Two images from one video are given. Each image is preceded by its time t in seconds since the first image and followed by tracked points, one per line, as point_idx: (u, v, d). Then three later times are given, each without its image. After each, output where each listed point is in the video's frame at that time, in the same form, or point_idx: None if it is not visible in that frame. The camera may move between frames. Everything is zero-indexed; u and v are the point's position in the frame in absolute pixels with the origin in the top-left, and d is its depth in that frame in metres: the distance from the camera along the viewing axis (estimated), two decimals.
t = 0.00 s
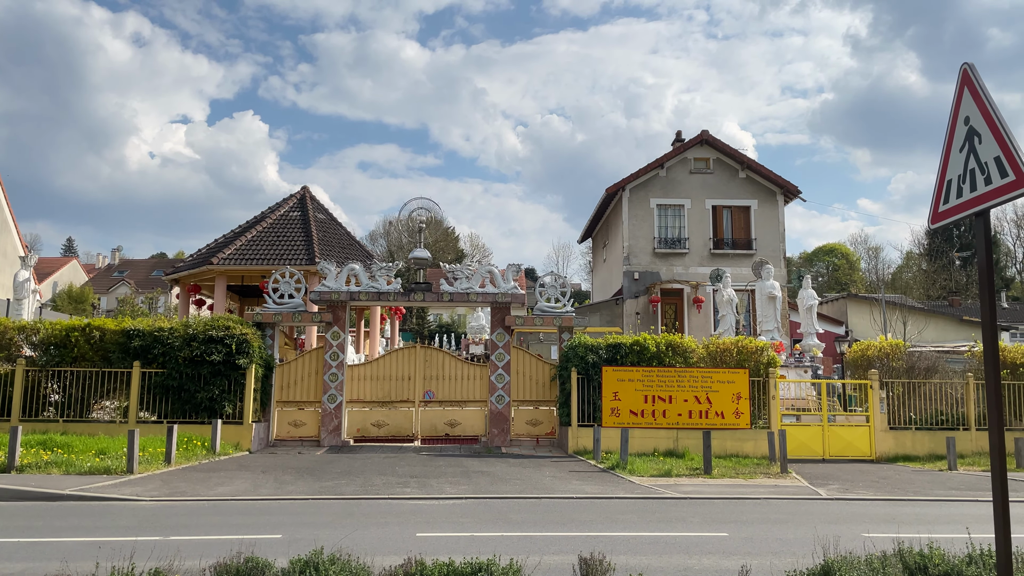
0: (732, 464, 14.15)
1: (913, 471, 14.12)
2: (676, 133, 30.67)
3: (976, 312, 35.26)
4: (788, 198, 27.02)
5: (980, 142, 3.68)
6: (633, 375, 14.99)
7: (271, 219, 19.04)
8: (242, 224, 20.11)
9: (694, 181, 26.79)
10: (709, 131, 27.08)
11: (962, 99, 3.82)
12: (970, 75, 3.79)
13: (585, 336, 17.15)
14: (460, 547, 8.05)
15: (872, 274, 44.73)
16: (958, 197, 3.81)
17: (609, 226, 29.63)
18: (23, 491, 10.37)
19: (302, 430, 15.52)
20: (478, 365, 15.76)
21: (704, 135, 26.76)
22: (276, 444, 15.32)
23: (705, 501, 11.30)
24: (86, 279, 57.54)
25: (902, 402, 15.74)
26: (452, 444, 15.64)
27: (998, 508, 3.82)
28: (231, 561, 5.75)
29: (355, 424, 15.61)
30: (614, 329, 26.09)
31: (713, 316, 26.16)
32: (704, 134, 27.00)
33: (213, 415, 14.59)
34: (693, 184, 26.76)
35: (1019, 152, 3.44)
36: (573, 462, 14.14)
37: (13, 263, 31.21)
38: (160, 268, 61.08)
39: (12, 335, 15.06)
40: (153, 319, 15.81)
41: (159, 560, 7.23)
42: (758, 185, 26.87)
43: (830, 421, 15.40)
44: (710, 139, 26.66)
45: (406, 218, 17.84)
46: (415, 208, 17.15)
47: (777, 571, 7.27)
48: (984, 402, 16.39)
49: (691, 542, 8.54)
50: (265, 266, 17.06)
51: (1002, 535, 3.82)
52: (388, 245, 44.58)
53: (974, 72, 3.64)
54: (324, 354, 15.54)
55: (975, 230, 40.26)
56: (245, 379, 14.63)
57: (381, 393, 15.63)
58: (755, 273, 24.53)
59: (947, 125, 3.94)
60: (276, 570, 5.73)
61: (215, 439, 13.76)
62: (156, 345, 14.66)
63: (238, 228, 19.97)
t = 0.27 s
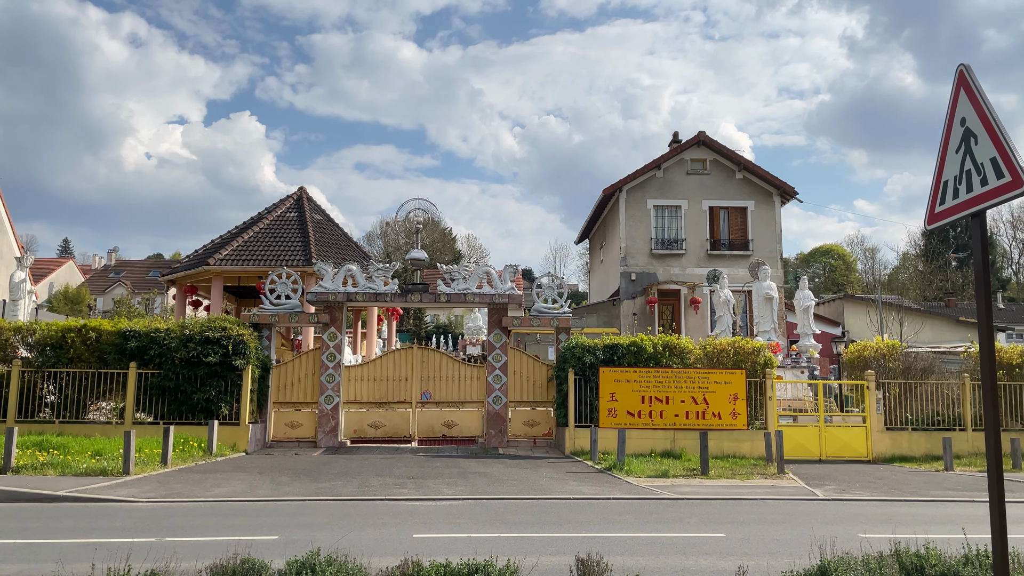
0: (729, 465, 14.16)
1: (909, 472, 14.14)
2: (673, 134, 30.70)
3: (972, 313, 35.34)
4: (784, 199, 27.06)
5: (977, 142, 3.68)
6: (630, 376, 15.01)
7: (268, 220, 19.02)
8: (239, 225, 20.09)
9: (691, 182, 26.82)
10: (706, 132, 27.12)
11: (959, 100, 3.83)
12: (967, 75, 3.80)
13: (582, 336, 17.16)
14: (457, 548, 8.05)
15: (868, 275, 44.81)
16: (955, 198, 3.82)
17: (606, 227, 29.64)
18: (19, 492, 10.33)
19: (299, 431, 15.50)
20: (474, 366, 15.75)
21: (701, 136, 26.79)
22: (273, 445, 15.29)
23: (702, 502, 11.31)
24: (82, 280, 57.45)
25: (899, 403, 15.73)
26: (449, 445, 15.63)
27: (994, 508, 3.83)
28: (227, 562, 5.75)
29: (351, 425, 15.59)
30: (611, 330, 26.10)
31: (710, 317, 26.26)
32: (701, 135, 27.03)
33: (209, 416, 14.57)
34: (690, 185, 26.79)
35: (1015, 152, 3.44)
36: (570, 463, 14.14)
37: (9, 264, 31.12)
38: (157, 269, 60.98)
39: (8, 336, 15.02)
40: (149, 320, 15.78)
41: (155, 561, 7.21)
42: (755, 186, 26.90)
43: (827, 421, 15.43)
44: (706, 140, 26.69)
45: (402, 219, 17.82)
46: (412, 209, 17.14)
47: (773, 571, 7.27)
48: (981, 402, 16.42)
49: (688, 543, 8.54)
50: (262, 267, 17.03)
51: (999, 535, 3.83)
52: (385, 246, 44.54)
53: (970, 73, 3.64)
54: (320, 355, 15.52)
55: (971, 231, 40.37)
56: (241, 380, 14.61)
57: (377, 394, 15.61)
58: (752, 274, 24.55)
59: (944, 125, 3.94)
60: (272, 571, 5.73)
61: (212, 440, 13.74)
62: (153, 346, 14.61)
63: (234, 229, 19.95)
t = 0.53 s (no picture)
0: (725, 466, 14.17)
1: (905, 473, 14.17)
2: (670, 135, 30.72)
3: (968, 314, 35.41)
4: (781, 200, 27.10)
5: (972, 144, 3.70)
6: (627, 377, 14.98)
7: (265, 220, 19.00)
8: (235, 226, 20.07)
9: (688, 183, 26.85)
10: (703, 133, 27.15)
11: (955, 101, 3.84)
12: (963, 77, 3.81)
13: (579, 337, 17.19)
14: (454, 549, 8.05)
15: (864, 275, 44.88)
16: (951, 199, 3.83)
17: (602, 228, 29.66)
18: (14, 493, 10.31)
19: (296, 432, 15.49)
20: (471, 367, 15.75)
21: (698, 137, 26.83)
22: (269, 446, 15.28)
23: (699, 503, 11.32)
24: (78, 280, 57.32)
25: (894, 404, 15.84)
26: (446, 446, 15.63)
27: (990, 509, 3.84)
28: (223, 563, 5.75)
29: (348, 426, 15.57)
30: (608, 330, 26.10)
31: (706, 317, 26.24)
32: (697, 136, 27.06)
33: (205, 417, 14.55)
34: (687, 186, 26.82)
35: (1011, 154, 3.45)
36: (567, 464, 14.14)
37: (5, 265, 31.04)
38: (153, 269, 60.86)
39: (3, 337, 14.99)
40: (145, 320, 15.75)
41: (151, 562, 7.20)
42: (752, 187, 26.94)
43: (823, 422, 15.43)
44: (703, 141, 26.73)
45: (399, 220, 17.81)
46: (409, 209, 17.13)
47: (770, 572, 7.27)
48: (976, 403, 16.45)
49: (685, 544, 8.55)
50: (258, 268, 17.01)
51: (994, 536, 3.84)
52: (382, 247, 44.53)
53: (966, 75, 3.65)
54: (317, 355, 15.50)
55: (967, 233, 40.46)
56: (238, 381, 14.59)
57: (374, 395, 15.60)
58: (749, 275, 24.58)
59: (940, 127, 3.96)
60: (269, 572, 5.73)
61: (208, 441, 13.71)
62: (148, 347, 14.58)
63: (230, 230, 19.93)
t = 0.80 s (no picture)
0: (722, 466, 14.18)
1: (901, 473, 14.19)
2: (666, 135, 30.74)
3: (963, 315, 35.50)
4: (777, 201, 27.15)
5: (967, 145, 3.70)
6: (623, 378, 14.98)
7: (261, 221, 18.98)
8: (231, 226, 20.04)
9: (684, 184, 26.88)
10: (699, 134, 27.18)
11: (950, 103, 3.86)
12: (958, 79, 3.82)
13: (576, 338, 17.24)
14: (450, 550, 8.03)
15: (860, 276, 44.96)
16: (946, 201, 3.84)
17: (599, 228, 29.67)
18: (9, 495, 10.27)
19: (292, 433, 15.47)
20: (468, 368, 15.73)
21: (694, 138, 26.85)
22: (265, 447, 15.25)
23: (695, 504, 11.32)
24: (73, 281, 57.14)
25: (889, 404, 15.91)
26: (442, 447, 15.63)
27: (986, 509, 3.85)
28: (219, 565, 5.74)
29: (344, 427, 15.54)
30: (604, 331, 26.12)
31: (703, 318, 26.02)
32: (694, 137, 27.08)
33: (201, 418, 14.53)
34: (683, 187, 26.85)
35: (1005, 156, 3.46)
36: (563, 464, 14.14)
37: None
38: (149, 270, 60.72)
39: None
40: (141, 321, 15.72)
41: (147, 564, 7.18)
42: (748, 188, 26.98)
43: (819, 423, 15.43)
44: (699, 142, 26.75)
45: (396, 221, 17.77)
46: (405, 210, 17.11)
47: (766, 573, 7.28)
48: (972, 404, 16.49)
49: (681, 544, 8.55)
50: (254, 268, 16.98)
51: (990, 537, 3.86)
52: (378, 248, 44.51)
53: (961, 76, 3.66)
54: (313, 356, 15.48)
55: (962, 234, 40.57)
56: (234, 382, 14.57)
57: (371, 396, 15.58)
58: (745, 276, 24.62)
59: (935, 128, 3.97)
60: (265, 573, 5.73)
61: (204, 442, 13.69)
62: (144, 348, 14.56)
63: (226, 230, 19.89)
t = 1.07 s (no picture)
0: (717, 467, 14.20)
1: (896, 474, 14.23)
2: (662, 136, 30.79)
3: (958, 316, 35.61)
4: (773, 202, 27.20)
5: (961, 147, 3.71)
6: (619, 378, 14.95)
7: (257, 221, 18.95)
8: (227, 227, 20.00)
9: (680, 185, 26.93)
10: (695, 135, 27.23)
11: (944, 104, 3.87)
12: (952, 80, 3.84)
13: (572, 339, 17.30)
14: (445, 551, 8.02)
15: (855, 277, 45.06)
16: (940, 202, 3.85)
17: (595, 229, 29.69)
18: (3, 496, 10.25)
19: (287, 434, 15.45)
20: (464, 368, 15.71)
21: (690, 139, 26.90)
22: (261, 448, 15.23)
23: (690, 505, 11.33)
24: (68, 282, 56.99)
25: (885, 405, 15.91)
26: (438, 448, 15.63)
27: (980, 511, 3.85)
28: (214, 566, 5.73)
29: (340, 428, 15.53)
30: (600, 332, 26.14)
31: (699, 319, 26.20)
32: (689, 138, 27.11)
33: (197, 419, 14.50)
34: (679, 188, 26.89)
35: (999, 156, 3.46)
36: (559, 465, 14.15)
37: None
38: (144, 271, 60.59)
39: None
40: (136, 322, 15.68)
41: (142, 565, 7.16)
42: (743, 189, 27.02)
43: (815, 424, 15.45)
44: (695, 143, 26.78)
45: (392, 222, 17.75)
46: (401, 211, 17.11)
47: (760, 574, 7.29)
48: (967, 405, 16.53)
49: (676, 545, 8.56)
50: (250, 269, 16.96)
51: (984, 537, 3.86)
52: (374, 249, 44.51)
53: (954, 78, 3.67)
54: (309, 357, 15.47)
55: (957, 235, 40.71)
56: (229, 383, 14.55)
57: (366, 397, 15.57)
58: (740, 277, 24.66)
59: (930, 130, 3.98)
60: (260, 574, 5.74)
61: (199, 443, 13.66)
62: (139, 349, 14.52)
63: (222, 231, 19.86)
